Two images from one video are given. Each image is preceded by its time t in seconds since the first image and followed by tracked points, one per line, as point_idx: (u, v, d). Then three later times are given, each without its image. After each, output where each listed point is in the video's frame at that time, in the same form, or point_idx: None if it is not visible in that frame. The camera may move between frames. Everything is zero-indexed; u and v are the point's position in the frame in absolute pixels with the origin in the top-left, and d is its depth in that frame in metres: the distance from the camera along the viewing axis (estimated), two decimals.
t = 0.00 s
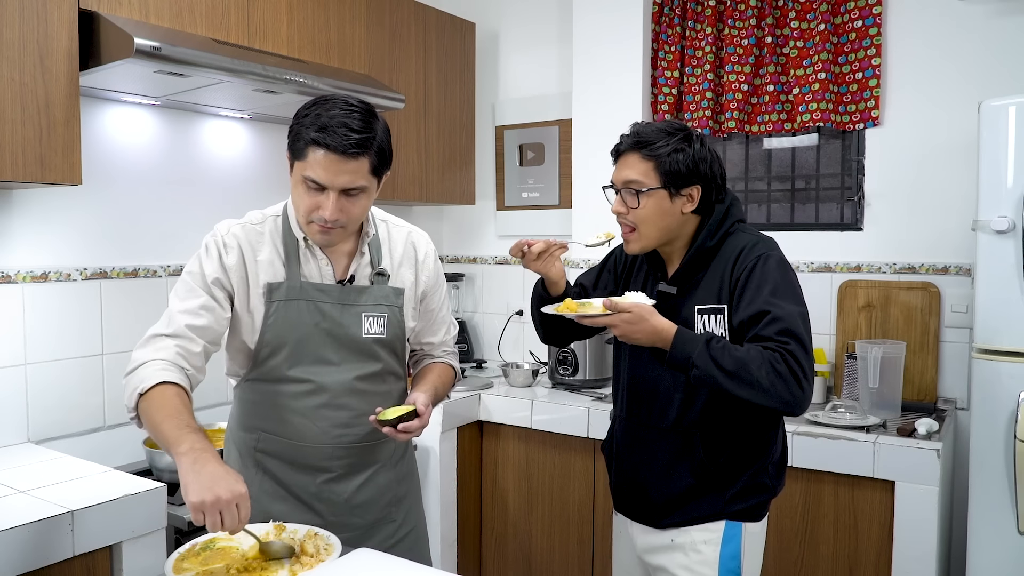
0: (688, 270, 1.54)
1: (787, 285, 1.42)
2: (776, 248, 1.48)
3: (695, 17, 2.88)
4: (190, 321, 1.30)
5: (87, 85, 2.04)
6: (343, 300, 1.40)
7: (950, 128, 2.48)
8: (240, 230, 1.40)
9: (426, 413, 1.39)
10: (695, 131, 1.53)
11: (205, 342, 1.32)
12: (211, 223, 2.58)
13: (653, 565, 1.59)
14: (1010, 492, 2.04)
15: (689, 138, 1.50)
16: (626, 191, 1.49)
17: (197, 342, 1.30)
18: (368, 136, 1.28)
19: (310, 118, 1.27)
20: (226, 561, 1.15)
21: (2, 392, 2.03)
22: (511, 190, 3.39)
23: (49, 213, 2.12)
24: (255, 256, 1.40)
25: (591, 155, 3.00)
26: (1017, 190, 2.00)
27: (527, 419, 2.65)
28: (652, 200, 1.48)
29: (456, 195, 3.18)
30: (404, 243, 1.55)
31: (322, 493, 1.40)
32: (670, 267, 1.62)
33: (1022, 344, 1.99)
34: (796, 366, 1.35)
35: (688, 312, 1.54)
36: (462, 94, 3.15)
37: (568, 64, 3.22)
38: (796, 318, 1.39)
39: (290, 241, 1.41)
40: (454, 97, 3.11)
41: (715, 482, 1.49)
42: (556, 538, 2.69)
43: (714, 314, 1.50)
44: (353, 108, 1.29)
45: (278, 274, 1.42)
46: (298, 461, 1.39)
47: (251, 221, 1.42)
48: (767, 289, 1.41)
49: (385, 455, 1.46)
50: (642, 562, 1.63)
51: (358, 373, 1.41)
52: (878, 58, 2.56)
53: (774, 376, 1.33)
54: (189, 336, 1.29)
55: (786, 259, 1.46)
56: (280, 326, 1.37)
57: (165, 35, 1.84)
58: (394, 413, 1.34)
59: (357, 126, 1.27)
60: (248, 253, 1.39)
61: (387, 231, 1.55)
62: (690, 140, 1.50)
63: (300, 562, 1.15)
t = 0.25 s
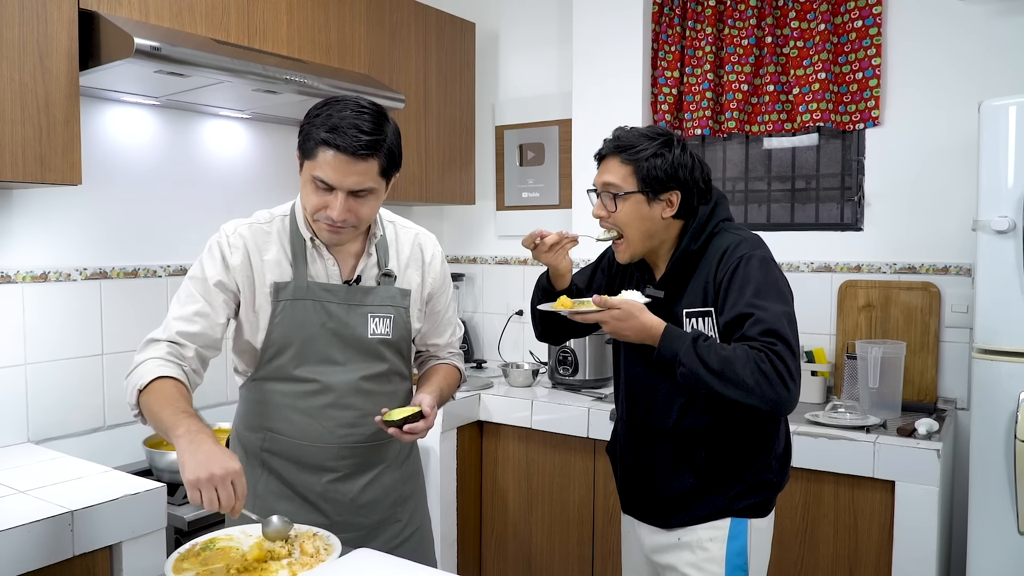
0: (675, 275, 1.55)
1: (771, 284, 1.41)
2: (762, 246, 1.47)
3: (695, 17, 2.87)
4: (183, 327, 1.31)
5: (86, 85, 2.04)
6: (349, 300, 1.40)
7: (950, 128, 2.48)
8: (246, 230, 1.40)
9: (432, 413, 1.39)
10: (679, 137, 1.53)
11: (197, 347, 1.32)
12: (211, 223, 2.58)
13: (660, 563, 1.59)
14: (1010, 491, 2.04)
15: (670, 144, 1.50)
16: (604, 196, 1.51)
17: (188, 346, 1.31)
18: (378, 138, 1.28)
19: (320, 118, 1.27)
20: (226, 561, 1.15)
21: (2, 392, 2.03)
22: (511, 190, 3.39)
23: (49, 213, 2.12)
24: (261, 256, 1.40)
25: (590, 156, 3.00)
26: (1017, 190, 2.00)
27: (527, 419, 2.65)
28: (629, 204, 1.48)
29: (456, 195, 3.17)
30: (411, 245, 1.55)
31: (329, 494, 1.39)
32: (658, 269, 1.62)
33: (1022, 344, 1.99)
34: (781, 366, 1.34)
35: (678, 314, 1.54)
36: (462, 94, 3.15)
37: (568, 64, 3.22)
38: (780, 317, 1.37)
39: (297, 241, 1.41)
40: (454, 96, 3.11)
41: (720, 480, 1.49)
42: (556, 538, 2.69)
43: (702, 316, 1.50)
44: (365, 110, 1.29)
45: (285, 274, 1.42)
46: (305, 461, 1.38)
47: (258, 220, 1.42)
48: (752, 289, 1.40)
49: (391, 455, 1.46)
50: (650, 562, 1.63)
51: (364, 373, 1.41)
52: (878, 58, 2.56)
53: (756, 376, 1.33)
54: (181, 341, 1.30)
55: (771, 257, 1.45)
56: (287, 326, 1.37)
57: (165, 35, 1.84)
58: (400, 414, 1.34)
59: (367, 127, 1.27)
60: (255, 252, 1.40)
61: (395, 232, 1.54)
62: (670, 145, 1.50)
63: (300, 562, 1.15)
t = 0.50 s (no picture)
0: (667, 278, 1.55)
1: (758, 282, 1.40)
2: (748, 244, 1.46)
3: (695, 17, 2.87)
4: (185, 333, 1.33)
5: (86, 85, 2.04)
6: (352, 300, 1.40)
7: (951, 128, 2.48)
8: (250, 231, 1.40)
9: (433, 412, 1.39)
10: (651, 139, 1.53)
11: (203, 350, 1.34)
12: (211, 223, 2.57)
13: (665, 563, 1.60)
14: (1011, 491, 2.04)
15: (641, 148, 1.50)
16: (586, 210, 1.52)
17: (194, 350, 1.33)
18: (379, 139, 1.28)
19: (321, 119, 1.27)
20: (226, 561, 1.15)
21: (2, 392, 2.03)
22: (511, 190, 3.39)
23: (48, 213, 2.12)
24: (265, 257, 1.41)
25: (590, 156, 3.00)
26: (1017, 190, 2.00)
27: (526, 419, 2.65)
28: (610, 214, 1.50)
29: (456, 195, 3.17)
30: (416, 246, 1.55)
31: (332, 493, 1.39)
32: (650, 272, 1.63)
33: (1022, 344, 1.99)
34: (769, 365, 1.34)
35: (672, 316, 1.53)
36: (462, 94, 3.15)
37: (568, 64, 3.21)
38: (768, 316, 1.36)
39: (300, 241, 1.41)
40: (454, 96, 3.11)
41: (722, 479, 1.49)
42: (556, 538, 2.69)
43: (693, 317, 1.49)
44: (366, 110, 1.29)
45: (289, 274, 1.42)
46: (308, 460, 1.39)
47: (263, 221, 1.43)
48: (738, 288, 1.40)
49: (393, 455, 1.45)
50: (656, 562, 1.63)
51: (366, 373, 1.41)
52: (878, 58, 2.56)
53: (743, 377, 1.33)
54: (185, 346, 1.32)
55: (757, 254, 1.44)
56: (290, 326, 1.37)
57: (165, 35, 1.84)
58: (399, 414, 1.34)
59: (368, 128, 1.27)
60: (258, 253, 1.40)
61: (400, 233, 1.55)
62: (644, 150, 1.51)
63: (300, 562, 1.15)
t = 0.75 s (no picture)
0: (666, 273, 1.55)
1: (757, 282, 1.40)
2: (749, 243, 1.46)
3: (695, 17, 2.87)
4: (189, 338, 1.35)
5: (86, 85, 2.04)
6: (354, 300, 1.40)
7: (951, 128, 2.48)
8: (253, 232, 1.41)
9: (430, 413, 1.39)
10: (636, 133, 1.52)
11: (208, 353, 1.36)
12: (211, 223, 2.58)
13: (663, 563, 1.60)
14: (1010, 491, 2.04)
15: (632, 142, 1.49)
16: (594, 216, 1.49)
17: (199, 353, 1.35)
18: (377, 140, 1.28)
19: (319, 119, 1.27)
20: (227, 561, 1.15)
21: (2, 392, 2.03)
22: (511, 190, 3.39)
23: (49, 212, 2.12)
24: (268, 257, 1.41)
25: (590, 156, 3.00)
26: (1017, 190, 2.00)
27: (527, 419, 2.65)
28: (620, 214, 1.48)
29: (456, 195, 3.18)
30: (418, 246, 1.55)
31: (333, 492, 1.39)
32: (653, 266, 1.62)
33: (1022, 344, 1.99)
34: (764, 367, 1.34)
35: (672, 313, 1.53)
36: (462, 94, 3.15)
37: (569, 64, 3.21)
38: (765, 317, 1.37)
39: (303, 241, 1.41)
40: (454, 96, 3.11)
41: (720, 478, 1.49)
42: (556, 538, 2.69)
43: (691, 314, 1.49)
44: (364, 111, 1.29)
45: (291, 274, 1.42)
46: (310, 459, 1.39)
47: (266, 221, 1.43)
48: (736, 288, 1.39)
49: (395, 455, 1.45)
50: (654, 562, 1.63)
51: (368, 373, 1.41)
52: (878, 58, 2.56)
53: (738, 381, 1.33)
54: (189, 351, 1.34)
55: (757, 253, 1.44)
56: (292, 326, 1.38)
57: (165, 35, 1.84)
58: (397, 416, 1.34)
59: (365, 129, 1.27)
60: (260, 254, 1.40)
61: (403, 233, 1.55)
62: (635, 145, 1.49)
63: (300, 562, 1.15)
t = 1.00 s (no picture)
0: (672, 268, 1.55)
1: (765, 284, 1.40)
2: (762, 246, 1.47)
3: (695, 17, 2.87)
4: (188, 339, 1.36)
5: (86, 85, 2.04)
6: (355, 300, 1.39)
7: (951, 128, 2.48)
8: (254, 232, 1.41)
9: (428, 413, 1.38)
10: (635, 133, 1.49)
11: (208, 354, 1.37)
12: (211, 223, 2.57)
13: (653, 562, 1.60)
14: (1010, 490, 2.04)
15: (636, 143, 1.46)
16: (612, 222, 1.48)
17: (198, 353, 1.36)
18: (379, 139, 1.28)
19: (321, 118, 1.27)
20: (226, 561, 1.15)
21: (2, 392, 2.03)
22: (511, 190, 3.39)
23: (49, 212, 2.12)
24: (269, 257, 1.41)
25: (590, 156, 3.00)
26: (1017, 190, 2.00)
27: (527, 419, 2.65)
28: (639, 217, 1.47)
29: (456, 195, 3.17)
30: (420, 246, 1.55)
31: (335, 492, 1.39)
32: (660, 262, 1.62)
33: (1022, 344, 1.99)
34: (768, 376, 1.35)
35: (674, 309, 1.53)
36: (462, 94, 3.15)
37: (568, 64, 3.21)
38: (771, 324, 1.38)
39: (304, 241, 1.41)
40: (454, 96, 3.11)
41: (710, 477, 1.49)
42: (556, 537, 2.69)
43: (695, 311, 1.49)
44: (366, 111, 1.29)
45: (292, 274, 1.42)
46: (312, 459, 1.39)
47: (267, 221, 1.43)
48: (743, 290, 1.40)
49: (396, 456, 1.45)
50: (644, 561, 1.63)
51: (368, 372, 1.41)
52: (878, 58, 2.56)
53: (742, 391, 1.34)
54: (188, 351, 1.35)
55: (767, 256, 1.44)
56: (293, 326, 1.38)
57: (165, 35, 1.84)
58: (394, 416, 1.33)
59: (367, 128, 1.27)
60: (261, 254, 1.40)
61: (404, 233, 1.55)
62: (640, 145, 1.46)
63: (300, 561, 1.15)
